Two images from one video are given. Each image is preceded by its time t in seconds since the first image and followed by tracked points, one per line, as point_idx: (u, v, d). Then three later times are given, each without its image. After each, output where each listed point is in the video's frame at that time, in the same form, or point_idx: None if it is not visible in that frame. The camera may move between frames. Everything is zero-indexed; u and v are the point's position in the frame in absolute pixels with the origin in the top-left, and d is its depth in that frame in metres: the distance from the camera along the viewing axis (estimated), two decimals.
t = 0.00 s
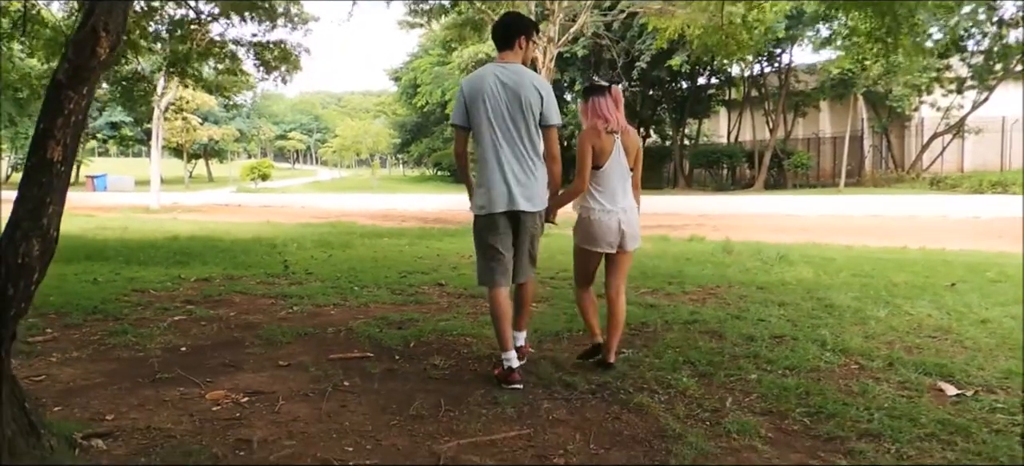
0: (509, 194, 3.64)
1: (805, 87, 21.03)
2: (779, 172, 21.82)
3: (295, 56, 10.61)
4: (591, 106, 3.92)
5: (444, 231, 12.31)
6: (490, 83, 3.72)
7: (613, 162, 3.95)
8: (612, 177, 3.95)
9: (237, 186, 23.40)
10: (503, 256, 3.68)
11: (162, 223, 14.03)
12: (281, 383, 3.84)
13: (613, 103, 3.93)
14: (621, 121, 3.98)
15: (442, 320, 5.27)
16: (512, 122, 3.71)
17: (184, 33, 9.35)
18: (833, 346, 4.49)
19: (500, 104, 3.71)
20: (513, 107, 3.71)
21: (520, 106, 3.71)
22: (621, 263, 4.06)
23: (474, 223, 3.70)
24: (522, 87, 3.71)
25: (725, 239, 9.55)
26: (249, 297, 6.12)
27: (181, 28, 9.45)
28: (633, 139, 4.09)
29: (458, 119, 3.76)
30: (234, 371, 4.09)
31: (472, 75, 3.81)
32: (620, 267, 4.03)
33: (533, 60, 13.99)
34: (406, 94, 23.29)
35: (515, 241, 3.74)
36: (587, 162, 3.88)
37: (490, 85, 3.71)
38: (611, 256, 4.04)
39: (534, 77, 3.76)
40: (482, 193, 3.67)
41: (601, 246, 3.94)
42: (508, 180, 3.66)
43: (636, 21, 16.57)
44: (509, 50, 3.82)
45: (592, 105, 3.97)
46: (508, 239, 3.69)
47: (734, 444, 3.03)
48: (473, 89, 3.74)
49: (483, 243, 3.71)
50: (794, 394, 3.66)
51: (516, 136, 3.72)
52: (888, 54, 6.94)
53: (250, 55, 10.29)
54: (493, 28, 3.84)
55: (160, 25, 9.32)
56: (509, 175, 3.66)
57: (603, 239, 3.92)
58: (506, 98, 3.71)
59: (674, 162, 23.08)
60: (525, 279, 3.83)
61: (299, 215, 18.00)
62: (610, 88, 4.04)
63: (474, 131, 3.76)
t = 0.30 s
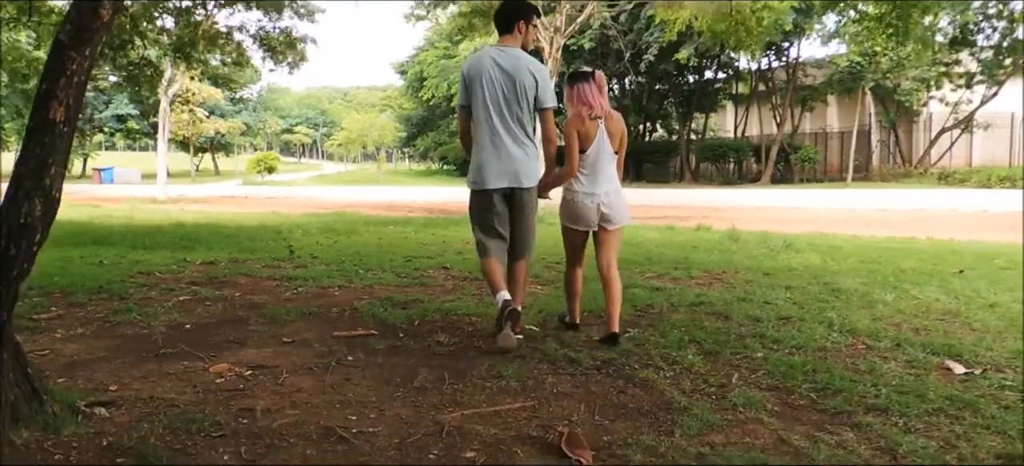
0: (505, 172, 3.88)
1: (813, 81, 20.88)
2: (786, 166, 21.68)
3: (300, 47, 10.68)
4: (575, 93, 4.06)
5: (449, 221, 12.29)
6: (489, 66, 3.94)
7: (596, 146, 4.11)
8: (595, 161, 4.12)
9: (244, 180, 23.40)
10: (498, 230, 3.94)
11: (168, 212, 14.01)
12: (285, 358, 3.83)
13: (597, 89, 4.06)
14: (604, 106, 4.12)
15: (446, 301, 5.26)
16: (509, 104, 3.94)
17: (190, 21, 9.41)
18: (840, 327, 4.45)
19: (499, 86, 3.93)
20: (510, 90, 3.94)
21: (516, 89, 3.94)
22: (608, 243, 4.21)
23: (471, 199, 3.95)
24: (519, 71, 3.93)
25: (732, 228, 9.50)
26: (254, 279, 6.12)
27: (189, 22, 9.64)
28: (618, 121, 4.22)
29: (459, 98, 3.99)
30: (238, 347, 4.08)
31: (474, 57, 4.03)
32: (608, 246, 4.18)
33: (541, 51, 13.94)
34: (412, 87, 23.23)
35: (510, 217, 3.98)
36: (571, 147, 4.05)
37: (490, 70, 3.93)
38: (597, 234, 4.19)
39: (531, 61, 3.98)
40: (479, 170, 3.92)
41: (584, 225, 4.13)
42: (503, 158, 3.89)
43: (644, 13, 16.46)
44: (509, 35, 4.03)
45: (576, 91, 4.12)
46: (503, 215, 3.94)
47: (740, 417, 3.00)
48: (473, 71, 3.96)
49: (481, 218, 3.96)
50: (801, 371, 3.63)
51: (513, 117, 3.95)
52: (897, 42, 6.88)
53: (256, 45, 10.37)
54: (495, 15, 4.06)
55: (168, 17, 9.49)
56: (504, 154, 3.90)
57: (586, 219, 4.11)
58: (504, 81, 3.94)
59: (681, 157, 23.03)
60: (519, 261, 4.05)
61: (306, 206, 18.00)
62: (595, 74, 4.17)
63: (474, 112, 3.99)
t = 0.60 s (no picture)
0: (495, 146, 4.01)
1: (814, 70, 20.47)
2: (789, 156, 21.60)
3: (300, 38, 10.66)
4: (553, 71, 4.28)
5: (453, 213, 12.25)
6: (479, 45, 4.07)
7: (575, 121, 4.30)
8: (575, 135, 4.31)
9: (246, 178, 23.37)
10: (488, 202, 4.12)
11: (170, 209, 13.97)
12: (289, 338, 3.82)
13: (575, 67, 4.26)
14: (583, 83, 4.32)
15: (450, 284, 5.24)
16: (499, 81, 4.07)
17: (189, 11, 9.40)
18: (847, 302, 4.43)
19: (488, 64, 4.06)
20: (500, 67, 4.07)
21: (505, 67, 4.07)
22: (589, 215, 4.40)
23: (462, 173, 4.11)
24: (508, 49, 4.06)
25: (736, 214, 9.47)
26: (257, 267, 6.11)
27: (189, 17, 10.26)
28: (598, 98, 4.41)
29: (450, 76, 4.12)
30: (242, 328, 4.07)
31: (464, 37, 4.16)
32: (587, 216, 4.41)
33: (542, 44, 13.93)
34: (413, 83, 23.16)
35: (499, 188, 4.13)
36: (550, 122, 4.25)
37: (480, 48, 4.06)
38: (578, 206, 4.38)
39: (519, 39, 4.11)
40: (471, 145, 4.05)
41: (565, 197, 4.30)
42: (494, 133, 4.03)
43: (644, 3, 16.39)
44: (497, 16, 4.17)
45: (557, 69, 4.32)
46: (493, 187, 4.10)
47: (748, 386, 2.98)
48: (464, 49, 4.09)
49: (474, 191, 4.12)
50: (809, 343, 3.61)
51: (502, 94, 4.08)
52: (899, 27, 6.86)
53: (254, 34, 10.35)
54: None
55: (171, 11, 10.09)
56: (495, 129, 4.03)
57: (566, 190, 4.30)
58: (493, 58, 4.07)
59: (683, 148, 22.89)
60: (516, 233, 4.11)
61: (308, 202, 17.96)
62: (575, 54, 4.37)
63: (465, 89, 4.12)
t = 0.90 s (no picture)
0: (475, 135, 4.21)
1: (818, 65, 20.77)
2: (793, 151, 21.45)
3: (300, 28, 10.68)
4: (545, 61, 4.39)
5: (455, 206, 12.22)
6: (461, 37, 4.24)
7: (567, 110, 4.44)
8: (567, 123, 4.46)
9: (250, 174, 23.39)
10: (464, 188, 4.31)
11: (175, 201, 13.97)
12: (290, 320, 3.80)
13: (567, 58, 4.39)
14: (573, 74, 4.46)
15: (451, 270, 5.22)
16: (480, 71, 4.25)
17: None
18: (852, 285, 4.41)
19: (469, 54, 4.24)
20: (480, 58, 4.25)
21: (486, 58, 4.25)
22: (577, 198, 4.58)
23: (441, 159, 4.30)
24: (488, 41, 4.24)
25: (739, 204, 9.44)
26: (259, 255, 6.10)
27: (191, 9, 10.48)
28: (585, 89, 4.57)
29: (431, 66, 4.27)
30: (244, 312, 4.06)
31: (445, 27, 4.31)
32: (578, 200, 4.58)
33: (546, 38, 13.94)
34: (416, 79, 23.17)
35: (476, 173, 4.32)
36: (541, 110, 4.37)
37: (462, 40, 4.22)
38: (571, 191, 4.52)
39: (499, 31, 4.29)
40: (451, 133, 4.24)
41: (560, 182, 4.43)
42: (474, 122, 4.22)
43: None
44: (476, 8, 4.33)
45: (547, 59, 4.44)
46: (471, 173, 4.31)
47: (752, 363, 2.96)
48: (445, 40, 4.25)
49: (451, 177, 4.32)
50: (813, 323, 3.59)
51: (482, 84, 4.27)
52: (903, 17, 6.84)
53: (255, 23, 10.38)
54: None
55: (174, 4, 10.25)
56: (475, 118, 4.22)
57: (562, 176, 4.43)
58: (474, 50, 4.25)
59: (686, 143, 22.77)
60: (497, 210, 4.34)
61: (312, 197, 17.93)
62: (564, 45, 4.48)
63: (446, 78, 4.28)
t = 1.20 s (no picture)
0: (464, 113, 4.46)
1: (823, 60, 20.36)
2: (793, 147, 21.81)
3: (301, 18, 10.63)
4: (541, 46, 4.66)
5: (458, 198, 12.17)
6: (449, 22, 4.54)
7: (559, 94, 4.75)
8: (559, 106, 4.78)
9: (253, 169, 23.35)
10: (455, 165, 4.53)
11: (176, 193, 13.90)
12: (290, 302, 3.79)
13: (562, 44, 4.67)
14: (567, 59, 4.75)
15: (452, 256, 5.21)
16: (468, 54, 4.55)
17: None
18: (855, 271, 4.38)
19: (457, 38, 4.53)
20: (468, 42, 4.55)
21: (473, 41, 4.55)
22: (568, 177, 4.90)
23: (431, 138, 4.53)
24: (476, 26, 4.55)
25: (741, 197, 9.36)
26: (260, 242, 6.09)
27: None
28: (576, 73, 4.88)
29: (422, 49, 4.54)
30: (243, 294, 4.04)
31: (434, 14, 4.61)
32: (569, 178, 4.89)
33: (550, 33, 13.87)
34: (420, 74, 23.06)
35: (465, 151, 4.56)
36: (536, 93, 4.66)
37: (450, 24, 4.52)
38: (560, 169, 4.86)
39: (485, 17, 4.60)
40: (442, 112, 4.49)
41: (552, 160, 4.76)
42: (463, 100, 4.48)
43: None
44: None
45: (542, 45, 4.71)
46: (458, 151, 4.54)
47: (754, 344, 2.94)
48: (435, 25, 4.54)
49: (442, 155, 4.54)
50: (816, 307, 3.57)
51: (470, 65, 4.55)
52: (907, 11, 6.77)
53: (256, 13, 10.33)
54: None
55: None
56: (464, 96, 4.48)
57: (555, 155, 4.75)
58: (461, 34, 4.54)
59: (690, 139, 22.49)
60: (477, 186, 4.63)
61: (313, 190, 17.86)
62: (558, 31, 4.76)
63: (435, 61, 4.55)
